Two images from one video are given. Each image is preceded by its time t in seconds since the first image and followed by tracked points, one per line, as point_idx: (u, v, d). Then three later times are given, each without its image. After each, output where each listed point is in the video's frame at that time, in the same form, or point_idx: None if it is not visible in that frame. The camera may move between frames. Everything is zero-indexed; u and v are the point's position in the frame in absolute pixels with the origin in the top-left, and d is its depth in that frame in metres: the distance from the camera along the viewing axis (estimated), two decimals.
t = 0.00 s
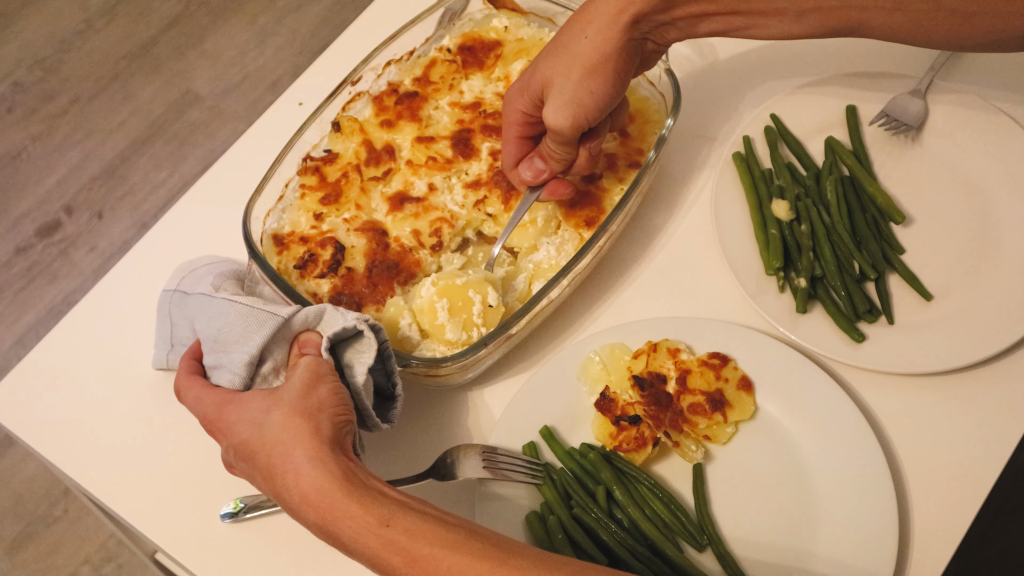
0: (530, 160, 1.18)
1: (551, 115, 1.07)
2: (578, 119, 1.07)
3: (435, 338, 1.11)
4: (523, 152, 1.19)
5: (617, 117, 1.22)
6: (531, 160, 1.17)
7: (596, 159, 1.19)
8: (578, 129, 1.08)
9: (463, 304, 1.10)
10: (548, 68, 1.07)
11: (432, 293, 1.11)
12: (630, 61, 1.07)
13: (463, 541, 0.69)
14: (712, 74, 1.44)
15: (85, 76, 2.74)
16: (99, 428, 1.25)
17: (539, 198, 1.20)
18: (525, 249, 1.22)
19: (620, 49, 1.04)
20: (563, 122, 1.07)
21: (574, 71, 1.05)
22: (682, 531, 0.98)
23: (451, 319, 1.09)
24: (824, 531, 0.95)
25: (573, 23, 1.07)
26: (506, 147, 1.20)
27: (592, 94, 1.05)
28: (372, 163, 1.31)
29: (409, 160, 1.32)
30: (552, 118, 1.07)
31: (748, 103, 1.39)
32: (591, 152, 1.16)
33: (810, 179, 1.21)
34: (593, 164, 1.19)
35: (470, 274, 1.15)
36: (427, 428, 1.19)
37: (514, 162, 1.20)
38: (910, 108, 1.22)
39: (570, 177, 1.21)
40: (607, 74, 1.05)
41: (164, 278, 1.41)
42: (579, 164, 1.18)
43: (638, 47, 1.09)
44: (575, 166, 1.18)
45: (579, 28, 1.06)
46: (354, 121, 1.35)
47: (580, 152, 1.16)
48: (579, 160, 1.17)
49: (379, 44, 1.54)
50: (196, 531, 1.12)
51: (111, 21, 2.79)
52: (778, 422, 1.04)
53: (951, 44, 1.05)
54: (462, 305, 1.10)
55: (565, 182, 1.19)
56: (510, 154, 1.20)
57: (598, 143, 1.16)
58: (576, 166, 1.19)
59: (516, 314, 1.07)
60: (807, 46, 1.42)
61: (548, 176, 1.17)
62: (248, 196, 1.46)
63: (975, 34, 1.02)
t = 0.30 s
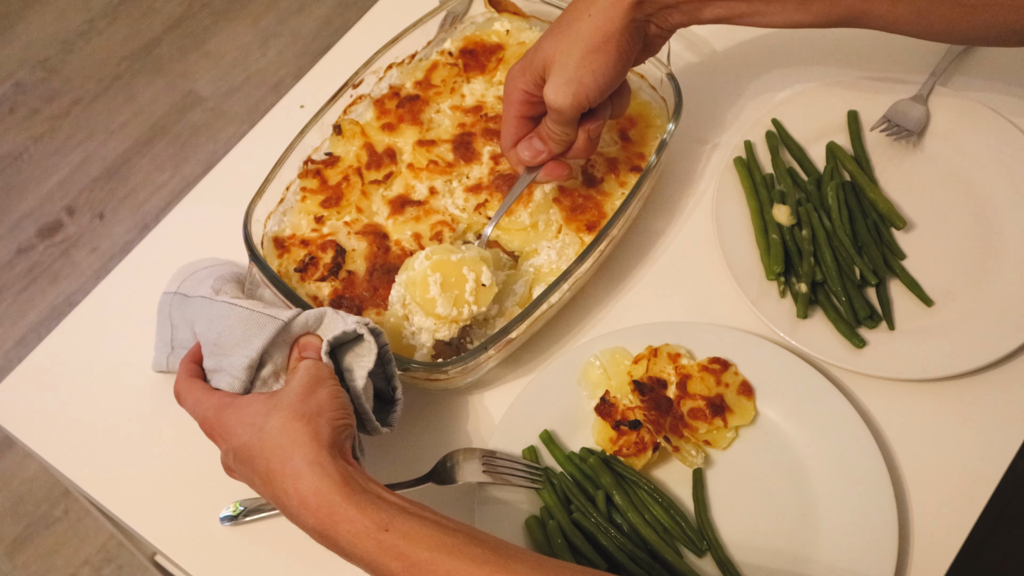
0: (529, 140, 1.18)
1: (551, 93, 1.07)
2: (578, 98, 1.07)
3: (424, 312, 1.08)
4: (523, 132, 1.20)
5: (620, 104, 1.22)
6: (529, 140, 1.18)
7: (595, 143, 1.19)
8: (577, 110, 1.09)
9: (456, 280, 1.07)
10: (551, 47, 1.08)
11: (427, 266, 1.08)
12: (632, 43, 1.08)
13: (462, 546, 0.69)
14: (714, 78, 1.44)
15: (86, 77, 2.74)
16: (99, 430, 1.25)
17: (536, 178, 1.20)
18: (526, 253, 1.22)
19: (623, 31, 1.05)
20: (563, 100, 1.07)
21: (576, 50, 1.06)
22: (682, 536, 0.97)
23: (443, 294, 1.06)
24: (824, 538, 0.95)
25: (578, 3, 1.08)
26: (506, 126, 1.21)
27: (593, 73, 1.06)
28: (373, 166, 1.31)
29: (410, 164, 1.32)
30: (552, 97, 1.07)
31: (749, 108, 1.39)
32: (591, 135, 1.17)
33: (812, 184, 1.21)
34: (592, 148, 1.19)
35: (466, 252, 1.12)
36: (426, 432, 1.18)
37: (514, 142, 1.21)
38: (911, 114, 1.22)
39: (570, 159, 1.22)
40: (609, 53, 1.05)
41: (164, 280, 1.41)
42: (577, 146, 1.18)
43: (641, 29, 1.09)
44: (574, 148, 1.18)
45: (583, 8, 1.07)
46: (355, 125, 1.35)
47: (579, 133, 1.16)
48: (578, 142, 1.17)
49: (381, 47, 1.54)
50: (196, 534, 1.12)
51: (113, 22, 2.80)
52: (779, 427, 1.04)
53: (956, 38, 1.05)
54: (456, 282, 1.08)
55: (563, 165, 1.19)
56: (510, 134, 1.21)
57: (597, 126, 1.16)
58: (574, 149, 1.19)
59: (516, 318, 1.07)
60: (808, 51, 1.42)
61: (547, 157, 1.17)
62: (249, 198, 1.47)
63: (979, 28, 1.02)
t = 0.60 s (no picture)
0: (552, 109, 1.18)
1: (577, 59, 1.05)
2: (606, 65, 1.04)
3: (444, 284, 1.08)
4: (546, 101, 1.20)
5: (647, 73, 1.20)
6: (554, 111, 1.18)
7: (619, 114, 1.18)
8: (604, 78, 1.06)
9: (478, 253, 1.08)
10: (579, 11, 1.05)
11: (448, 237, 1.09)
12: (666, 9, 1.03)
13: (465, 549, 0.69)
14: (720, 82, 1.44)
15: (91, 76, 2.74)
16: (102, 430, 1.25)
17: (556, 149, 1.22)
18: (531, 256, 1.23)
19: None
20: (588, 66, 1.04)
21: (606, 14, 1.02)
22: (686, 541, 0.97)
23: (464, 267, 1.07)
24: (829, 544, 0.94)
25: None
26: (529, 93, 1.20)
27: (622, 39, 1.02)
28: (378, 167, 1.31)
29: (415, 166, 1.32)
30: (577, 63, 1.04)
31: (755, 111, 1.39)
32: (615, 105, 1.15)
33: (817, 188, 1.21)
34: (616, 120, 1.18)
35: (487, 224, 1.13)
36: (430, 434, 1.18)
37: (537, 110, 1.22)
38: (917, 119, 1.22)
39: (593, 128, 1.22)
40: (639, 18, 1.01)
41: (169, 281, 1.41)
42: (601, 116, 1.17)
43: None
44: (597, 118, 1.18)
45: None
46: (360, 126, 1.36)
47: (603, 103, 1.15)
48: (602, 113, 1.16)
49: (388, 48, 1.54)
50: (198, 535, 1.12)
51: (118, 22, 2.80)
52: (784, 432, 1.03)
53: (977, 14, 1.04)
54: (478, 254, 1.08)
55: (585, 136, 1.20)
56: (532, 101, 1.20)
57: (623, 95, 1.14)
58: (598, 119, 1.18)
59: (520, 320, 1.07)
60: (815, 53, 1.41)
61: (568, 127, 1.18)
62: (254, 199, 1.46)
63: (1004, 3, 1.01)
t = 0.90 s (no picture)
0: (675, 160, 0.98)
1: (704, 105, 0.86)
2: (738, 111, 0.86)
3: (593, 364, 1.01)
4: (666, 153, 1.00)
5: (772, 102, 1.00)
6: (676, 162, 0.98)
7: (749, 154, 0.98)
8: (736, 122, 0.87)
9: (625, 326, 1.02)
10: (699, 52, 0.88)
11: (592, 312, 1.02)
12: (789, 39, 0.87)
13: (464, 550, 0.68)
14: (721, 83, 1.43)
15: (93, 76, 2.75)
16: (103, 430, 1.25)
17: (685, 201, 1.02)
18: (532, 256, 1.23)
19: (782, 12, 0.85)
20: (718, 112, 0.86)
21: (734, 53, 0.85)
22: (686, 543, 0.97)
23: (613, 342, 1.00)
24: (830, 547, 0.94)
25: None
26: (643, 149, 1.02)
27: (753, 79, 0.85)
28: (379, 168, 1.31)
29: (416, 166, 1.32)
30: (705, 109, 0.86)
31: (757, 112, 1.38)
32: (745, 147, 0.96)
33: (819, 189, 1.21)
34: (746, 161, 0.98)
35: (623, 290, 1.06)
36: (429, 436, 1.18)
37: (656, 165, 1.01)
38: (920, 120, 1.21)
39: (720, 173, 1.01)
40: (772, 57, 0.85)
41: (169, 281, 1.41)
42: (728, 162, 0.97)
43: (797, 23, 0.89)
44: (725, 165, 0.98)
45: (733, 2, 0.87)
46: (361, 126, 1.36)
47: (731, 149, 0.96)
48: (730, 158, 0.97)
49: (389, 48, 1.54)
50: (198, 536, 1.12)
51: (120, 21, 2.81)
52: (785, 435, 1.03)
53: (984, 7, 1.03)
54: (624, 327, 1.02)
55: (715, 186, 1.00)
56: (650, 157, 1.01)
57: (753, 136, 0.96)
58: (726, 164, 0.98)
59: (522, 321, 1.06)
60: (816, 54, 1.41)
61: (697, 178, 0.97)
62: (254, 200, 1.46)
63: None
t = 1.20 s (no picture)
0: (753, 250, 0.96)
1: (825, 237, 0.88)
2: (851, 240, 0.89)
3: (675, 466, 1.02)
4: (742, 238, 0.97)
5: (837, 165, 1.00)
6: (755, 252, 0.96)
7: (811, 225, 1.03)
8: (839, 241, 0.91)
9: (711, 442, 1.00)
10: (831, 196, 0.82)
11: (686, 432, 0.99)
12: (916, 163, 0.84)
13: (460, 548, 0.68)
14: (720, 81, 1.43)
15: (94, 77, 2.75)
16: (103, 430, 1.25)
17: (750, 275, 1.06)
18: (531, 255, 1.22)
19: (923, 164, 0.78)
20: (838, 242, 0.89)
21: (873, 202, 0.82)
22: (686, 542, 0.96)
23: (699, 460, 0.99)
24: (830, 547, 0.94)
25: (872, 136, 0.79)
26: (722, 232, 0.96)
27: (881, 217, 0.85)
28: (378, 168, 1.31)
29: (414, 166, 1.32)
30: (826, 243, 0.88)
31: (756, 109, 1.38)
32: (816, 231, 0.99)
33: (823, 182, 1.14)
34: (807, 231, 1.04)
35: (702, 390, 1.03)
36: (429, 435, 1.18)
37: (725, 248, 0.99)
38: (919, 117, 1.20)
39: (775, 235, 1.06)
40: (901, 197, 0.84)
41: (169, 282, 1.41)
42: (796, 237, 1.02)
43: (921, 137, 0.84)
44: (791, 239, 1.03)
45: (882, 151, 0.78)
46: (360, 126, 1.36)
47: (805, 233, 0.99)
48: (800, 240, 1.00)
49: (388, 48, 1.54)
50: (198, 536, 1.12)
51: (121, 22, 2.81)
52: (785, 434, 1.03)
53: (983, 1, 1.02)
54: (711, 441, 1.00)
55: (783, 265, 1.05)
56: (726, 242, 0.97)
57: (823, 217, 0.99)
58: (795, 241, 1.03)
59: (519, 321, 1.06)
60: (816, 51, 1.40)
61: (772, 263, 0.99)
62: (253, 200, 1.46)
63: None
